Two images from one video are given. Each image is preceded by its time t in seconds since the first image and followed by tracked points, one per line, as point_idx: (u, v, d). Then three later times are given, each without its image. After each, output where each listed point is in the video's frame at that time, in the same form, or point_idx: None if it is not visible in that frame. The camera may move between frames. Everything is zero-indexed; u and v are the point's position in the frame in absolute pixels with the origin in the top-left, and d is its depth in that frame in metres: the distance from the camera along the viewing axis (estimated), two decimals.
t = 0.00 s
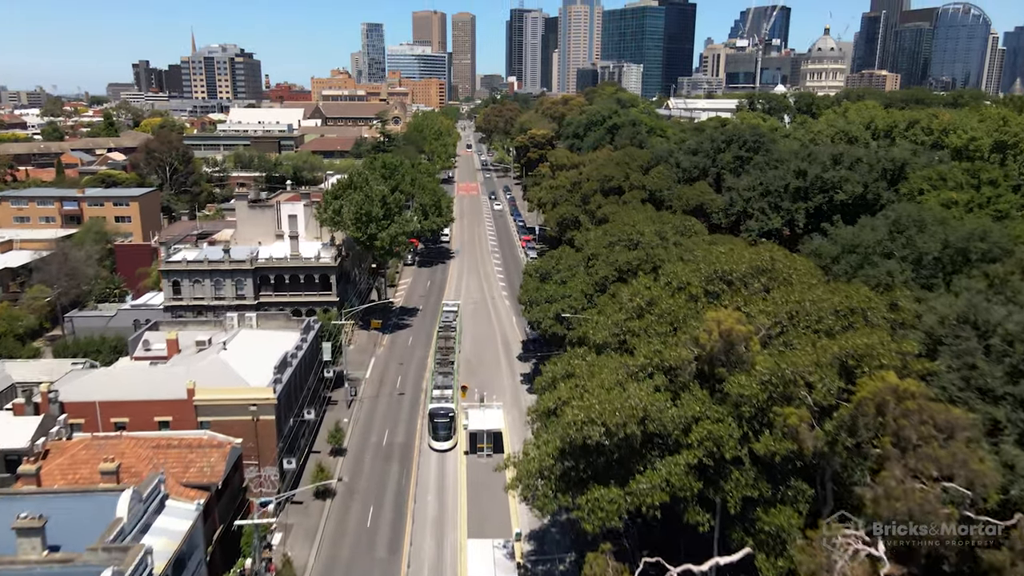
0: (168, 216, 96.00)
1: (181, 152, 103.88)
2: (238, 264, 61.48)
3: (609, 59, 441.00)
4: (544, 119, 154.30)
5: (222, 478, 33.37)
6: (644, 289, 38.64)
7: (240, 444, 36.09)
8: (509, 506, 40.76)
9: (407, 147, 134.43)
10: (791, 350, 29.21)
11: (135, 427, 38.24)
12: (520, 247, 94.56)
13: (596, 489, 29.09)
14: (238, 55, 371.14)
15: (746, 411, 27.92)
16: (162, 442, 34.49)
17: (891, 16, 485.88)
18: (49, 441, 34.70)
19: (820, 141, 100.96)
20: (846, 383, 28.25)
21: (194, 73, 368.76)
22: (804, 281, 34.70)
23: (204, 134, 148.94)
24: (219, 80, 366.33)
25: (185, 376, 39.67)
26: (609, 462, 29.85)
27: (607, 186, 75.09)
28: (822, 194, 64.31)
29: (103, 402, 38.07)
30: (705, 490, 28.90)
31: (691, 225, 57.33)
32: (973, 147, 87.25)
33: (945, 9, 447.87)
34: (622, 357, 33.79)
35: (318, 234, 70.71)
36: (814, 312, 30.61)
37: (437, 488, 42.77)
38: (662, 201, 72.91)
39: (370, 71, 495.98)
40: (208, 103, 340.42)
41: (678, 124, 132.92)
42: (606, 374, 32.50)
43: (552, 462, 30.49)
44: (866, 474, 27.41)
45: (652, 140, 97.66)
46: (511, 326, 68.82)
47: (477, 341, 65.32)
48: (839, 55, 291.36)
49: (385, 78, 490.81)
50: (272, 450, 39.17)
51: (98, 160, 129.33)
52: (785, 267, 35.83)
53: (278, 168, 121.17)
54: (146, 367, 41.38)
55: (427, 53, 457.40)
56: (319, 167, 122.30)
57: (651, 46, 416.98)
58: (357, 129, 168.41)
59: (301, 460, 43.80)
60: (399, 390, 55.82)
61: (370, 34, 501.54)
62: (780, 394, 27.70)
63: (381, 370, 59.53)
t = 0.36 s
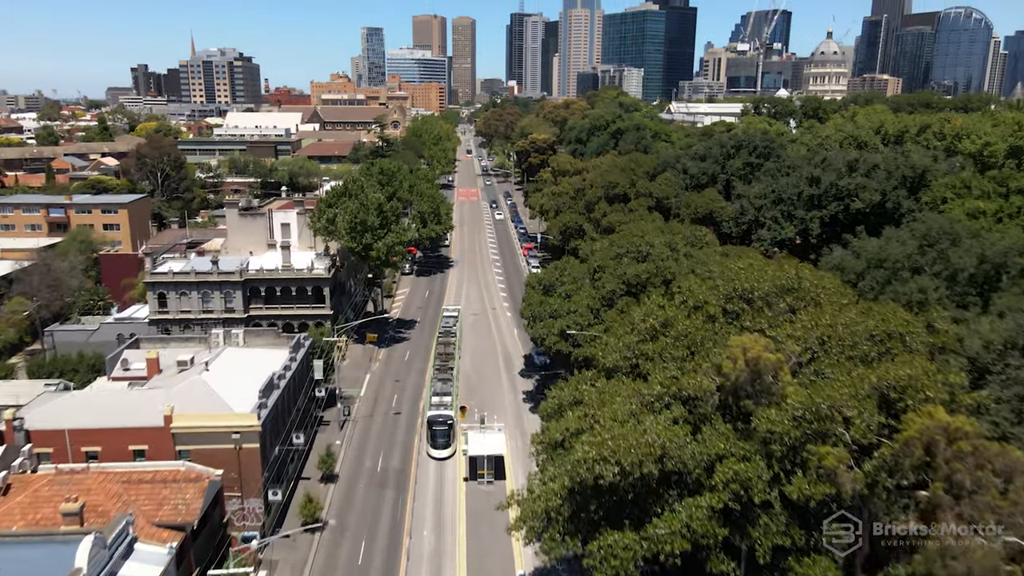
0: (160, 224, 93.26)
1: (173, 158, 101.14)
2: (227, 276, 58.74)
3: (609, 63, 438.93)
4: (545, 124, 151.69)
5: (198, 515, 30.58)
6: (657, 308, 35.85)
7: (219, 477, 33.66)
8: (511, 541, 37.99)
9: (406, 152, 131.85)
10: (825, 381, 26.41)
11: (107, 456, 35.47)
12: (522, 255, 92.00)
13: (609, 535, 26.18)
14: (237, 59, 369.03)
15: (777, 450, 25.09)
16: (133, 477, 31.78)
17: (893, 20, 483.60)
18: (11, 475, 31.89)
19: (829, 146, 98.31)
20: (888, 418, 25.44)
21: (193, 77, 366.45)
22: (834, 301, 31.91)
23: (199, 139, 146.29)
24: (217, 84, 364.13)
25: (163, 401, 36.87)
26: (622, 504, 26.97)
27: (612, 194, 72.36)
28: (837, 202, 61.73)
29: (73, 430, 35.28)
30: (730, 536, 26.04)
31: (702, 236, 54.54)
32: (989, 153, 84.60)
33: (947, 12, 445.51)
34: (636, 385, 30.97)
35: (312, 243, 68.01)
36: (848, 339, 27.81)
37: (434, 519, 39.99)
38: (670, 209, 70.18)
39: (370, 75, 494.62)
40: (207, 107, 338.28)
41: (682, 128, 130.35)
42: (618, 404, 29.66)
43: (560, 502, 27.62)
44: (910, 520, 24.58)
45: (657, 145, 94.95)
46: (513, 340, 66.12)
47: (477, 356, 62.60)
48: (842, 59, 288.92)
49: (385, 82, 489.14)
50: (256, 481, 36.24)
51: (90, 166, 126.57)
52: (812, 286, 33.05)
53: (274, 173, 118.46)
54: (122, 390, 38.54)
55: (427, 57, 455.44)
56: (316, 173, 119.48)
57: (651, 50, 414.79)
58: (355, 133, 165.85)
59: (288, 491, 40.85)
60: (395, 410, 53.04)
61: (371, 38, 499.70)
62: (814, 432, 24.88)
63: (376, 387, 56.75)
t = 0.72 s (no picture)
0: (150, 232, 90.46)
1: (165, 163, 98.35)
2: (214, 288, 55.91)
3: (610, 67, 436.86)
4: (547, 128, 148.99)
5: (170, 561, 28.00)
6: (674, 331, 33.03)
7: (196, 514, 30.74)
8: None
9: (405, 157, 129.24)
10: (868, 421, 23.51)
11: (75, 491, 32.56)
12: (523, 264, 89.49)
13: None
14: (236, 63, 366.90)
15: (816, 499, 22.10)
16: (99, 517, 29.25)
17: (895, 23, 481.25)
18: None
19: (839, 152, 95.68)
20: (940, 462, 22.53)
21: (191, 81, 364.14)
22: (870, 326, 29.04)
23: (194, 144, 143.63)
24: (216, 88, 361.88)
25: (137, 430, 33.96)
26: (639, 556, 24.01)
27: (617, 202, 69.63)
28: (854, 211, 59.20)
29: (38, 462, 32.38)
30: None
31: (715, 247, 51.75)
32: (1007, 159, 81.84)
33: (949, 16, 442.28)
34: (653, 419, 28.06)
35: (305, 253, 65.21)
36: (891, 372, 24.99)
37: (431, 555, 37.09)
38: (678, 218, 67.44)
39: (370, 79, 492.98)
40: (205, 111, 336.21)
41: (687, 133, 127.75)
42: (634, 441, 26.71)
43: (570, 552, 24.66)
44: None
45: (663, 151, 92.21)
46: (514, 354, 63.37)
47: (477, 372, 59.73)
48: (845, 63, 286.25)
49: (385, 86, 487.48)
50: (237, 517, 33.21)
51: (81, 171, 123.90)
52: (844, 308, 30.26)
53: (269, 179, 115.72)
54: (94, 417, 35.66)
55: (427, 61, 453.49)
56: (312, 178, 116.66)
57: (652, 54, 412.70)
58: (353, 138, 163.23)
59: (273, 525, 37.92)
60: (391, 431, 50.14)
61: (370, 42, 497.76)
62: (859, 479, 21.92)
63: (371, 406, 53.88)
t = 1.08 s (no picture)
0: (140, 240, 87.69)
1: (156, 169, 95.61)
2: (200, 302, 53.15)
3: (610, 71, 435.05)
4: (548, 132, 146.42)
5: None
6: (692, 357, 30.27)
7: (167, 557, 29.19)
8: None
9: (404, 162, 126.60)
10: (922, 470, 20.69)
11: (37, 532, 29.69)
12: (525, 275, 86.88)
13: None
14: (235, 67, 364.79)
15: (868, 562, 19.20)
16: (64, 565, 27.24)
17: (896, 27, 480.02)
18: None
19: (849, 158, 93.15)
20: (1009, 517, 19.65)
21: (190, 85, 361.67)
22: (913, 355, 26.21)
23: (189, 149, 140.94)
24: (214, 93, 359.93)
25: (106, 464, 31.13)
26: None
27: (623, 210, 66.88)
28: (873, 220, 56.47)
29: None
30: None
31: (729, 259, 48.99)
32: None
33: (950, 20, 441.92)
34: (674, 458, 25.23)
35: (297, 264, 62.50)
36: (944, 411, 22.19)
37: None
38: (686, 226, 64.71)
39: (370, 83, 491.91)
40: (204, 115, 333.94)
41: (692, 138, 125.15)
42: (653, 486, 23.88)
43: None
44: None
45: (668, 157, 89.50)
46: (517, 369, 60.55)
47: (478, 389, 56.93)
48: (849, 67, 285.24)
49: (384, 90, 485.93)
50: (215, 560, 30.36)
51: (73, 177, 121.14)
52: (882, 332, 27.47)
53: (265, 185, 113.04)
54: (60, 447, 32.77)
55: (427, 65, 451.98)
56: (308, 184, 113.91)
57: (653, 58, 410.81)
58: (351, 142, 160.61)
59: (256, 563, 35.06)
60: (386, 455, 47.27)
61: (370, 46, 495.42)
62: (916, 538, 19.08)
63: (365, 426, 51.04)
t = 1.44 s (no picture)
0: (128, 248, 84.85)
1: (146, 175, 92.79)
2: (185, 317, 50.24)
3: (611, 75, 433.07)
4: (550, 136, 143.68)
5: None
6: (717, 391, 27.40)
7: None
8: None
9: (402, 168, 123.85)
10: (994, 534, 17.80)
11: None
12: (528, 286, 84.27)
13: None
14: (233, 72, 362.61)
15: None
16: None
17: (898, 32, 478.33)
18: None
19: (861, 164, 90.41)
20: None
21: (188, 90, 359.03)
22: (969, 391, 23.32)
23: (183, 154, 138.15)
24: (212, 97, 357.76)
25: (69, 505, 28.20)
26: None
27: (630, 219, 64.01)
28: (895, 231, 53.60)
29: None
30: None
31: (745, 272, 46.17)
32: None
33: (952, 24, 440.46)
34: (700, 509, 22.31)
35: (288, 276, 59.69)
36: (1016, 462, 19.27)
37: None
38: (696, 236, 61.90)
39: (370, 88, 490.54)
40: (203, 120, 331.62)
41: (697, 143, 122.44)
42: (678, 543, 20.96)
43: None
44: None
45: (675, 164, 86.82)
46: (518, 387, 57.77)
47: (478, 409, 54.11)
48: (852, 70, 282.82)
49: (384, 95, 483.97)
50: None
51: (63, 182, 118.29)
52: (933, 362, 24.62)
53: (259, 191, 110.24)
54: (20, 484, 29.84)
55: (427, 70, 450.21)
56: (304, 190, 111.07)
57: (654, 62, 408.78)
58: (349, 147, 157.94)
59: None
60: (380, 481, 44.37)
61: (370, 50, 492.86)
62: None
63: (359, 450, 48.15)
